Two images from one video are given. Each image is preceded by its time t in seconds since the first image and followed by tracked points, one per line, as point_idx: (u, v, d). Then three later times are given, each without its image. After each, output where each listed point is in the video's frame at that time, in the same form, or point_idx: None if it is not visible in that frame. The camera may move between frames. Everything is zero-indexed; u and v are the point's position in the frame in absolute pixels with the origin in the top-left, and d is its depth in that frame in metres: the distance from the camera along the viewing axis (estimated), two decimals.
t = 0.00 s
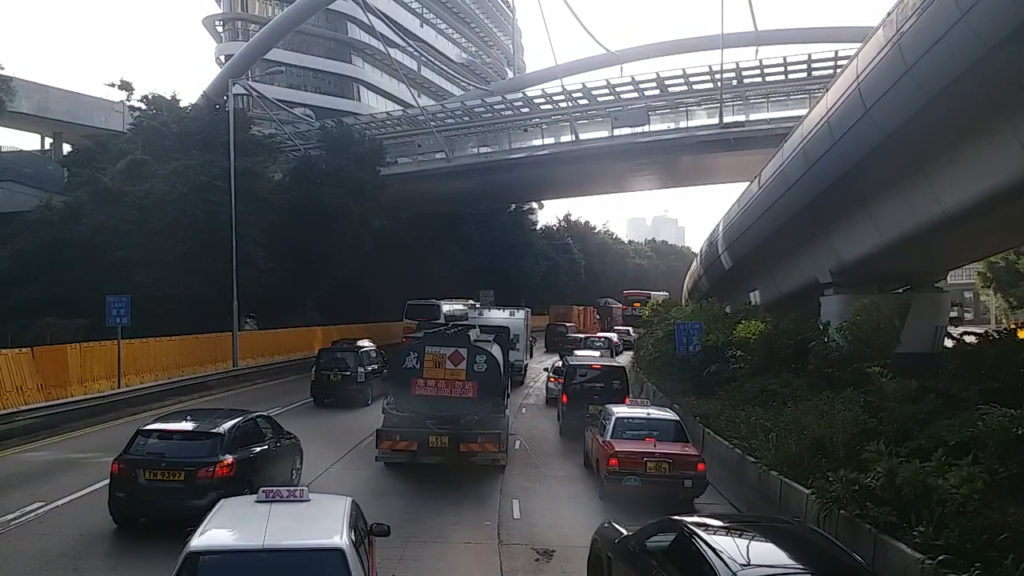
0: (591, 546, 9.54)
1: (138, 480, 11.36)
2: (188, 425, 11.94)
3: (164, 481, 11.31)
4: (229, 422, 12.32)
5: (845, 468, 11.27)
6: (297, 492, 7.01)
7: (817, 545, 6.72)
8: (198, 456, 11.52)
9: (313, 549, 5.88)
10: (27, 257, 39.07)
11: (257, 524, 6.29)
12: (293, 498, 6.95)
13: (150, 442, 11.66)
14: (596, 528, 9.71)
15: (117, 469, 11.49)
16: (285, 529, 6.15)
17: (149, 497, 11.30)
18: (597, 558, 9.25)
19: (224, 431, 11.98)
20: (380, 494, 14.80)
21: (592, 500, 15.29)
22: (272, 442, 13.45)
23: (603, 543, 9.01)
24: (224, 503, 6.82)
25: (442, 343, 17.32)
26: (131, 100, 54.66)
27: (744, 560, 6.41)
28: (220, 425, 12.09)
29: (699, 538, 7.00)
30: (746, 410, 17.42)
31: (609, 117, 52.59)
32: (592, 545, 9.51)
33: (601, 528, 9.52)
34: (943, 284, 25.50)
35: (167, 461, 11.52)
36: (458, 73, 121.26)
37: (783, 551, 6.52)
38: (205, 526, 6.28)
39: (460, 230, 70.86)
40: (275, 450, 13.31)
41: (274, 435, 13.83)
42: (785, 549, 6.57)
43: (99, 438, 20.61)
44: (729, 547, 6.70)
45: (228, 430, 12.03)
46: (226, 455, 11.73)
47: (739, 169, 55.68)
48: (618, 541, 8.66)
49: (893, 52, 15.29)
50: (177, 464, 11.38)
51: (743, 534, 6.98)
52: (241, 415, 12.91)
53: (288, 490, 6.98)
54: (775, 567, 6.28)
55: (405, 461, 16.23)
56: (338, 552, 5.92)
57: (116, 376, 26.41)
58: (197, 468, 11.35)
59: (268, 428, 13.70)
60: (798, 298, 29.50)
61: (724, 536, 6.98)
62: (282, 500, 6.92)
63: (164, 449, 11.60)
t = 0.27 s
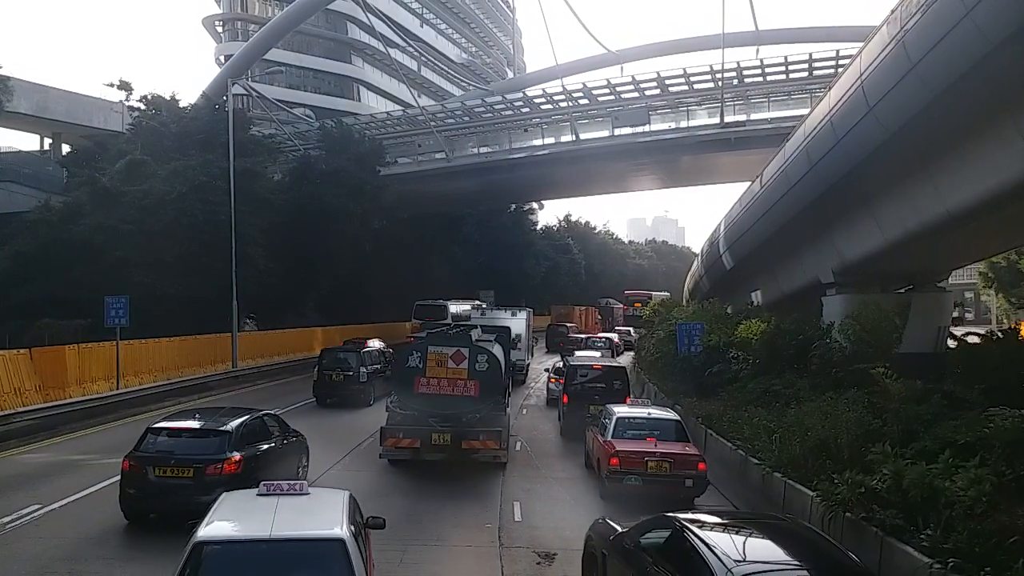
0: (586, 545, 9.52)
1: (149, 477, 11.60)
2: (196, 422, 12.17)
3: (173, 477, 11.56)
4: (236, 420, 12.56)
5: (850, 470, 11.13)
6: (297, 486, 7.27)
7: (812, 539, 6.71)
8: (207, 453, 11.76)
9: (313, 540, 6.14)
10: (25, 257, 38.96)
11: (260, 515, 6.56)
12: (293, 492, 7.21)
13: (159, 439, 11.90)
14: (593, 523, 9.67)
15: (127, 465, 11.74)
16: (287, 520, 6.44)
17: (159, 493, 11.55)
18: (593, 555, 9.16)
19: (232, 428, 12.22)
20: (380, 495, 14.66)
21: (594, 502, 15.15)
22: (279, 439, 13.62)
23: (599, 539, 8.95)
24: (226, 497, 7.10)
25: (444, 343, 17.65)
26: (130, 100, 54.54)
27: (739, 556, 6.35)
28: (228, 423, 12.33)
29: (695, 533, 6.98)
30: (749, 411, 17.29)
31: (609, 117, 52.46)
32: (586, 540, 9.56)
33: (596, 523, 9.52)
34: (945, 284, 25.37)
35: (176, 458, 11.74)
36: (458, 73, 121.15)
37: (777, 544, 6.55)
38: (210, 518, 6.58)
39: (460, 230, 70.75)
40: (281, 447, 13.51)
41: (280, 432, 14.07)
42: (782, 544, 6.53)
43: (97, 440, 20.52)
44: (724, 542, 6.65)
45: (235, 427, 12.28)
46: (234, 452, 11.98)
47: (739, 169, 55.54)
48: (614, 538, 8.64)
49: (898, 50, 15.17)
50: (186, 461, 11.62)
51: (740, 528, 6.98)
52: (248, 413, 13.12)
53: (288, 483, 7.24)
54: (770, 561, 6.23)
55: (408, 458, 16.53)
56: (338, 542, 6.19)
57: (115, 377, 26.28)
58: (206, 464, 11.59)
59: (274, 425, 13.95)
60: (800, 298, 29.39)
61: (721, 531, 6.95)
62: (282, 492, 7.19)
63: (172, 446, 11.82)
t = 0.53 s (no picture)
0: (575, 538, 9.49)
1: (158, 475, 11.81)
2: (204, 422, 12.40)
3: (182, 475, 11.76)
4: (244, 419, 12.78)
5: (855, 473, 11.01)
6: (296, 482, 7.57)
7: (797, 535, 6.94)
8: (214, 451, 11.96)
9: (316, 533, 6.42)
10: (25, 258, 38.87)
11: (263, 509, 6.82)
12: (292, 487, 7.51)
13: (168, 437, 12.13)
14: (589, 514, 9.52)
15: (137, 463, 11.96)
16: (289, 514, 6.71)
17: (169, 490, 11.75)
18: (585, 552, 9.10)
19: (239, 427, 12.44)
20: (379, 497, 14.53)
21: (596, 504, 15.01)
22: (286, 439, 13.82)
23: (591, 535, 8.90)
24: (226, 493, 7.35)
25: (447, 343, 17.87)
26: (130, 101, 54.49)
27: (730, 549, 6.55)
28: (235, 422, 12.55)
29: (684, 527, 7.17)
30: (752, 412, 17.16)
31: (610, 117, 52.35)
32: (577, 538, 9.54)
33: (591, 514, 9.46)
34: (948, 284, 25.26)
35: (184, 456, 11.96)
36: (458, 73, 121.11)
37: (764, 538, 6.77)
38: (214, 511, 6.83)
39: (460, 231, 70.65)
40: (287, 447, 13.70)
41: (288, 431, 14.28)
42: (771, 540, 6.72)
43: (96, 441, 20.43)
44: (714, 536, 6.85)
45: (242, 426, 12.49)
46: (241, 451, 12.18)
47: (740, 169, 55.42)
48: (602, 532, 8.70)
49: (902, 49, 15.05)
50: (194, 459, 11.82)
51: (730, 523, 7.16)
52: (255, 413, 13.35)
53: (288, 479, 7.55)
54: (759, 554, 6.45)
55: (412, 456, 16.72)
56: (339, 535, 6.47)
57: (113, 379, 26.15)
58: (214, 463, 11.79)
59: (281, 424, 14.17)
60: (802, 298, 29.29)
61: (710, 525, 7.14)
62: (282, 488, 7.48)
63: (180, 445, 12.05)
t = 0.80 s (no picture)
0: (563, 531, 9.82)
1: (166, 470, 12.00)
2: (211, 419, 12.57)
3: (189, 471, 11.93)
4: (251, 416, 12.96)
5: (862, 475, 10.86)
6: (293, 474, 7.75)
7: (783, 523, 7.14)
8: (221, 447, 12.12)
9: (317, 523, 6.51)
10: (24, 257, 38.76)
11: (264, 501, 6.95)
12: (291, 480, 7.65)
13: (176, 434, 12.32)
14: (575, 508, 9.82)
15: (146, 459, 12.15)
16: (289, 505, 6.81)
17: (176, 486, 11.93)
18: (581, 547, 8.99)
19: (246, 424, 12.59)
20: (378, 497, 14.37)
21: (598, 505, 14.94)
22: (292, 435, 13.99)
23: (587, 534, 8.81)
24: (226, 485, 7.45)
25: (448, 342, 17.92)
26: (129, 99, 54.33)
27: (715, 537, 6.80)
28: (242, 419, 12.72)
29: (670, 516, 7.44)
30: (755, 413, 17.02)
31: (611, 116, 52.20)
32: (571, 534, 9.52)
33: (577, 507, 9.81)
34: (951, 284, 25.11)
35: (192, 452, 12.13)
36: (459, 72, 120.99)
37: (750, 526, 7.00)
38: (214, 502, 6.92)
39: (461, 231, 70.56)
40: (294, 443, 13.83)
41: (295, 428, 14.44)
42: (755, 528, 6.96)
43: (95, 441, 20.33)
44: (699, 524, 7.13)
45: (249, 423, 12.65)
46: (248, 447, 12.32)
47: (742, 168, 55.26)
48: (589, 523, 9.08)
49: (908, 45, 14.92)
50: (201, 455, 11.98)
51: (717, 513, 7.39)
52: (261, 409, 13.50)
53: (286, 472, 7.70)
54: (744, 540, 6.71)
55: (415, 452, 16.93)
56: (337, 525, 6.54)
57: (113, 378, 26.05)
58: (220, 458, 11.94)
59: (288, 421, 14.33)
60: (804, 298, 29.16)
61: (697, 514, 7.40)
62: (279, 481, 7.62)
63: (188, 441, 12.23)
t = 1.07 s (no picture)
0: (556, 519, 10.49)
1: (174, 466, 12.24)
2: (218, 416, 12.82)
3: (196, 467, 12.17)
4: (256, 414, 13.20)
5: (867, 476, 10.73)
6: (291, 468, 8.23)
7: (753, 513, 7.68)
8: (227, 444, 12.35)
9: (317, 513, 6.99)
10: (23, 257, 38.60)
11: (265, 494, 7.42)
12: (289, 473, 8.13)
13: (184, 431, 12.56)
14: (564, 499, 10.63)
15: (153, 456, 12.40)
16: (290, 498, 7.30)
17: (183, 483, 12.21)
18: (587, 552, 8.84)
19: (252, 421, 12.84)
20: (378, 499, 14.23)
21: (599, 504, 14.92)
22: (298, 433, 14.24)
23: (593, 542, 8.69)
24: (227, 480, 7.89)
25: (451, 339, 18.38)
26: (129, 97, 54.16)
27: (698, 526, 7.31)
28: (248, 416, 12.96)
29: (652, 508, 7.98)
30: (758, 413, 16.90)
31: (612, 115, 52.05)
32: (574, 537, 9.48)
33: (564, 499, 10.62)
34: (954, 283, 24.97)
35: (200, 448, 12.39)
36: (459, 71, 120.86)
37: (724, 515, 7.54)
38: (216, 496, 7.41)
39: (461, 230, 70.47)
40: (300, 440, 14.07)
41: (300, 426, 14.67)
42: (733, 516, 7.48)
43: (94, 441, 20.23)
44: (680, 513, 7.67)
45: (255, 420, 12.89)
46: (253, 445, 12.55)
47: (743, 167, 55.14)
48: (576, 514, 9.82)
49: (913, 42, 14.80)
50: (207, 451, 12.22)
51: (693, 504, 7.92)
52: (268, 407, 13.78)
53: (284, 467, 8.17)
54: (723, 528, 7.23)
55: (419, 447, 17.53)
56: (335, 515, 7.01)
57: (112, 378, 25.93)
58: (226, 455, 12.16)
59: (293, 418, 14.58)
60: (806, 297, 29.04)
61: (675, 506, 7.94)
62: (278, 475, 8.09)
63: (196, 438, 12.48)
